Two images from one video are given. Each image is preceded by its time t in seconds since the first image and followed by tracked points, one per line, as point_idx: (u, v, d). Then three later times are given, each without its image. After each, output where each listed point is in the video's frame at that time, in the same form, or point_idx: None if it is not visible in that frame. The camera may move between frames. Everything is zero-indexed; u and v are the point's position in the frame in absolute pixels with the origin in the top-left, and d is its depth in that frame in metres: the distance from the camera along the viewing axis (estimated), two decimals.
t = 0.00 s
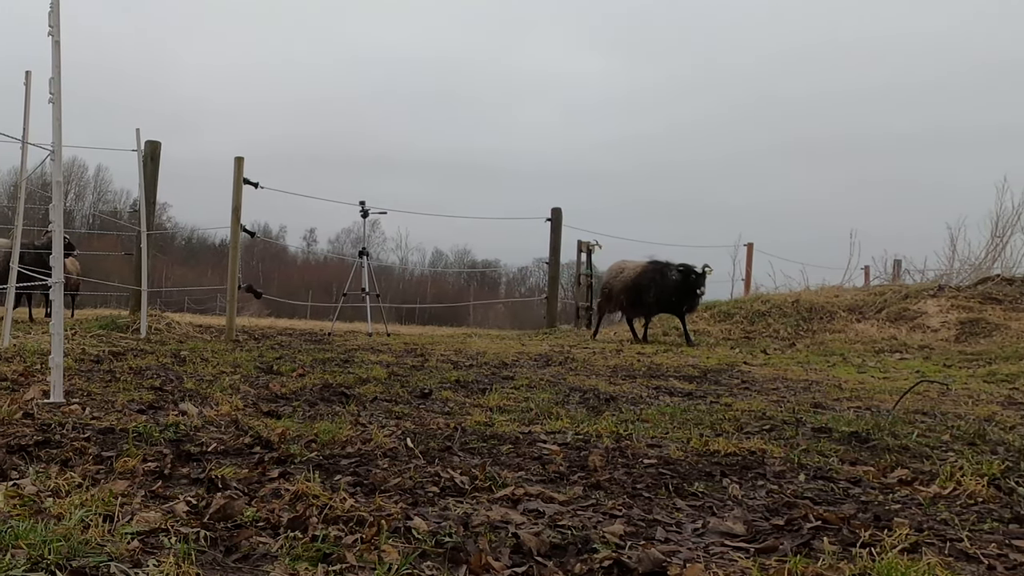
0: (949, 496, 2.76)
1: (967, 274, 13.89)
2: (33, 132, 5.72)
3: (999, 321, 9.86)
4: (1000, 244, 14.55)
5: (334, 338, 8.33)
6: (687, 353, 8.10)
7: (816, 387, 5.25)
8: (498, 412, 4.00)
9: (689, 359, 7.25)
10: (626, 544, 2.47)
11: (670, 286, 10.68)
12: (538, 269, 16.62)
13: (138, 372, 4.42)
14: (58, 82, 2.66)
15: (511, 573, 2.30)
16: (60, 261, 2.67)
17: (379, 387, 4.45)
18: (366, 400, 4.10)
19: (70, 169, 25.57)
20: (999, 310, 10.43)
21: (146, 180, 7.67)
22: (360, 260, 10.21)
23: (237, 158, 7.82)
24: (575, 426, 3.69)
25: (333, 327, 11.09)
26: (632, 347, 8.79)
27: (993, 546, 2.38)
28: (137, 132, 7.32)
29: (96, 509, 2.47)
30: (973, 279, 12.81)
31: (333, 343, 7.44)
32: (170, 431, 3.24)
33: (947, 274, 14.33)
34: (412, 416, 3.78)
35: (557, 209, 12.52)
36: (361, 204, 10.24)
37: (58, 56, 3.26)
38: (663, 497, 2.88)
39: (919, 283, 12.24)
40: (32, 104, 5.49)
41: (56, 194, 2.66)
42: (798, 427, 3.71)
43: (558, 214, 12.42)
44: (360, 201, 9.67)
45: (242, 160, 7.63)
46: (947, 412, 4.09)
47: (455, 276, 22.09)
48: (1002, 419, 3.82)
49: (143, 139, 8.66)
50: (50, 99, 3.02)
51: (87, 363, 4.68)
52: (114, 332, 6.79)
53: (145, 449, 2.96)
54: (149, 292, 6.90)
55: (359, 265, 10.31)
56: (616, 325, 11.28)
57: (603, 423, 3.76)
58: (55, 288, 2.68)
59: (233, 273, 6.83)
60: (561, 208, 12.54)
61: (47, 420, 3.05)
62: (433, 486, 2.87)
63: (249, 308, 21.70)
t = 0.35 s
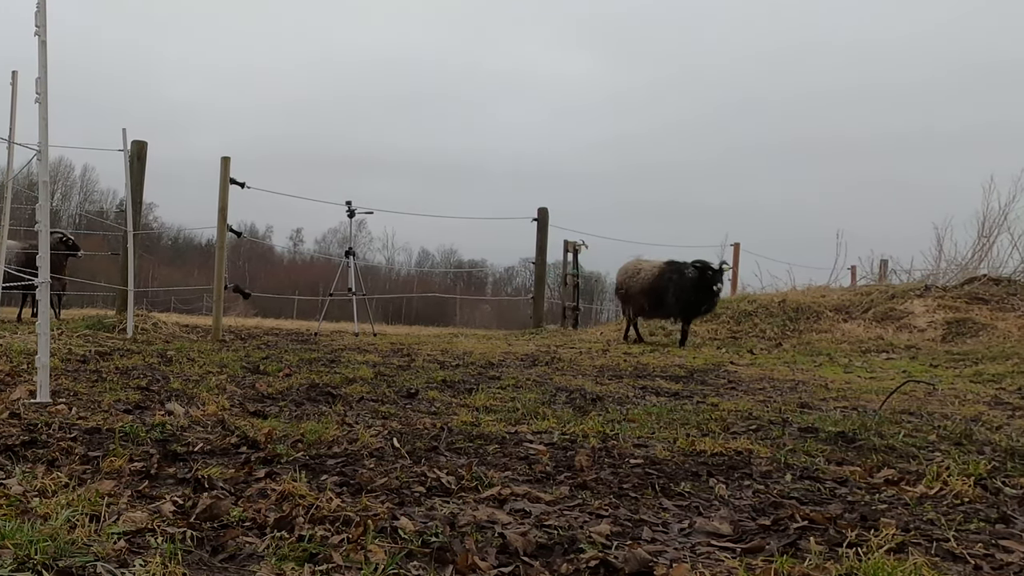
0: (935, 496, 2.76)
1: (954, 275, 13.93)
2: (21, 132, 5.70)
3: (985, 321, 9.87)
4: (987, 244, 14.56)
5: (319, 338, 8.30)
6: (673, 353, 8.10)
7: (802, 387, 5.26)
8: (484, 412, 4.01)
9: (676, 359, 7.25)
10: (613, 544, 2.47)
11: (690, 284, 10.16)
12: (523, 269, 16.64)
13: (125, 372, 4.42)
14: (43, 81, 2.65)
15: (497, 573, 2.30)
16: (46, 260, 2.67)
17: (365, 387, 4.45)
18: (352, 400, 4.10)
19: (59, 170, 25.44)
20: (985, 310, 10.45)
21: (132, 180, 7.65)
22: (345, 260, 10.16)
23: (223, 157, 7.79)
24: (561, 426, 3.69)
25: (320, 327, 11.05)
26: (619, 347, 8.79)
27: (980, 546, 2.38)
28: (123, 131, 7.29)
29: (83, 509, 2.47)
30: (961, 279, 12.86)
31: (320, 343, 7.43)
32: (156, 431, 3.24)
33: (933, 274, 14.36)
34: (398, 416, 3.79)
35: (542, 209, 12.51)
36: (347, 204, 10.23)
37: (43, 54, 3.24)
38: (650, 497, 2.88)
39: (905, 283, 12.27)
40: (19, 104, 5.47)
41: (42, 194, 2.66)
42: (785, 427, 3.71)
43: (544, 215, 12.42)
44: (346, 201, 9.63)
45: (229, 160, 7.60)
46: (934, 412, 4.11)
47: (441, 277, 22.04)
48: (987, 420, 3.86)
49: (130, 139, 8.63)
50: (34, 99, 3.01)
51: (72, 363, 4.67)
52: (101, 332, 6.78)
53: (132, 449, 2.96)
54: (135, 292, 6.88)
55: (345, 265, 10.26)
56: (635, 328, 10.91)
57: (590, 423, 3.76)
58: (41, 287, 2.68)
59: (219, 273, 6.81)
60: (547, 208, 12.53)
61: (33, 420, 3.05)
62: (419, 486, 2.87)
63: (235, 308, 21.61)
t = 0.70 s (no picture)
0: (922, 496, 2.77)
1: (941, 274, 13.99)
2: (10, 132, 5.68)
3: (971, 321, 9.88)
4: (972, 244, 14.57)
5: (306, 338, 8.30)
6: (658, 353, 8.11)
7: (788, 387, 5.30)
8: (470, 412, 4.02)
9: (662, 360, 7.24)
10: (599, 544, 2.46)
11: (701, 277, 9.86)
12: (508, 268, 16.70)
13: (111, 372, 4.44)
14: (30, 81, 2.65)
15: (483, 573, 2.29)
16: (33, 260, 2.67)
17: (352, 387, 4.47)
18: (338, 400, 4.11)
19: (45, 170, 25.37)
20: (970, 310, 10.48)
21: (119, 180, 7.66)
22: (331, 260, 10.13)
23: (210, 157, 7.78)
24: (548, 426, 3.70)
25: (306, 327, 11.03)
26: (605, 347, 8.80)
27: (966, 546, 2.38)
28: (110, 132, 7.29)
29: (69, 509, 2.46)
30: (947, 279, 12.91)
31: (307, 343, 7.42)
32: (142, 431, 3.24)
33: (920, 274, 14.40)
34: (384, 416, 3.81)
35: (528, 209, 12.50)
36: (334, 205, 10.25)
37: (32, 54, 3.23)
38: (636, 497, 2.89)
39: (891, 283, 12.30)
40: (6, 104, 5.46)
41: (29, 194, 2.66)
42: (771, 426, 3.72)
43: (530, 215, 12.39)
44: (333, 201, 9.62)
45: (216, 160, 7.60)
46: (920, 412, 4.14)
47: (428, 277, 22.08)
48: (974, 419, 3.91)
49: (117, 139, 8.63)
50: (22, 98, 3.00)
51: (58, 363, 4.67)
52: (87, 332, 6.78)
53: (118, 449, 2.96)
54: (122, 292, 6.88)
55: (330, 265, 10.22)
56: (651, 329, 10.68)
57: (576, 422, 3.78)
58: (28, 288, 2.69)
59: (205, 273, 6.81)
60: (532, 208, 12.49)
61: (19, 420, 3.05)
62: (405, 486, 2.87)
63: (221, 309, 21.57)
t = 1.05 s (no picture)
0: (908, 495, 2.77)
1: (928, 274, 14.04)
2: None
3: (957, 321, 9.87)
4: (959, 244, 14.57)
5: (292, 338, 8.29)
6: (643, 353, 8.12)
7: (775, 387, 5.36)
8: (457, 412, 4.05)
9: (648, 359, 7.25)
10: (586, 544, 2.46)
11: (710, 277, 9.71)
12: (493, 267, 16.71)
13: (98, 372, 4.47)
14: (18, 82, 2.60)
15: (469, 573, 2.28)
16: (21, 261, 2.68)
17: (338, 387, 4.50)
18: (325, 400, 4.14)
19: (29, 169, 25.27)
20: (957, 309, 10.51)
21: (104, 180, 7.67)
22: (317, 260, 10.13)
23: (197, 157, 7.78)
24: (534, 426, 3.73)
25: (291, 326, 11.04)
26: (591, 347, 8.79)
27: (953, 545, 2.37)
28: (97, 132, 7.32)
29: (55, 509, 2.45)
30: (934, 279, 12.99)
31: (292, 343, 7.43)
32: (129, 431, 3.26)
33: (907, 274, 14.45)
34: (371, 416, 3.84)
35: (516, 209, 12.50)
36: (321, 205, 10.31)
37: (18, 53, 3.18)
38: (623, 497, 2.89)
39: (876, 283, 12.32)
40: None
41: (15, 195, 2.66)
42: (757, 427, 3.76)
43: (516, 215, 12.41)
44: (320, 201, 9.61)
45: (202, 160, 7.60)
46: (907, 412, 4.19)
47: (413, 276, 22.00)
48: (961, 419, 3.99)
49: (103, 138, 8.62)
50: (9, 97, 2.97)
51: (44, 364, 4.69)
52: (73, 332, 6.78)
53: (104, 449, 2.97)
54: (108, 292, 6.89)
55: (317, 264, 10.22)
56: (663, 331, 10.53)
57: (563, 423, 3.81)
58: (15, 288, 2.70)
59: (192, 273, 6.82)
60: (519, 208, 12.49)
61: (4, 420, 3.05)
62: (392, 486, 2.88)
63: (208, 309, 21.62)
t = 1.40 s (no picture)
0: (895, 495, 2.77)
1: (914, 274, 14.06)
2: None
3: (943, 322, 9.86)
4: (945, 244, 14.57)
5: (279, 338, 8.29)
6: (630, 353, 8.12)
7: (761, 386, 5.40)
8: (443, 412, 4.07)
9: (634, 359, 7.26)
10: (572, 543, 2.45)
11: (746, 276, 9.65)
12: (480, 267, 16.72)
13: (85, 372, 4.50)
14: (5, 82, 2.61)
15: (455, 573, 2.27)
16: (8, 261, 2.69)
17: (325, 387, 4.53)
18: (311, 400, 4.16)
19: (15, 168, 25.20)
20: (944, 309, 10.53)
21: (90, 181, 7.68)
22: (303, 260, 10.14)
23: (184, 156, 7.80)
24: (520, 427, 3.75)
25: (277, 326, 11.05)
26: (577, 347, 8.79)
27: (939, 545, 2.37)
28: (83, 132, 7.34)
29: (42, 509, 2.43)
30: (920, 279, 13.04)
31: (276, 343, 7.41)
32: (115, 431, 3.27)
33: (894, 274, 14.48)
34: (357, 416, 3.87)
35: (501, 209, 12.49)
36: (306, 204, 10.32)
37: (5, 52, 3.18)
38: (609, 497, 2.89)
39: (861, 283, 12.34)
40: None
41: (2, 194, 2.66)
42: (743, 427, 3.78)
43: (502, 215, 12.40)
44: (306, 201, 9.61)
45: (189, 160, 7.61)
46: (893, 412, 4.22)
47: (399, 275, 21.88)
48: (947, 419, 4.02)
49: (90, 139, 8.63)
50: None
51: (30, 364, 4.71)
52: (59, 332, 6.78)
53: (90, 449, 2.98)
54: (95, 292, 6.90)
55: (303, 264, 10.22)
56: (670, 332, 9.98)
57: (549, 423, 3.84)
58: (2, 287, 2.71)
59: (178, 273, 6.83)
60: (505, 208, 12.50)
61: None
62: (378, 486, 2.88)
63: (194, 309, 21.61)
